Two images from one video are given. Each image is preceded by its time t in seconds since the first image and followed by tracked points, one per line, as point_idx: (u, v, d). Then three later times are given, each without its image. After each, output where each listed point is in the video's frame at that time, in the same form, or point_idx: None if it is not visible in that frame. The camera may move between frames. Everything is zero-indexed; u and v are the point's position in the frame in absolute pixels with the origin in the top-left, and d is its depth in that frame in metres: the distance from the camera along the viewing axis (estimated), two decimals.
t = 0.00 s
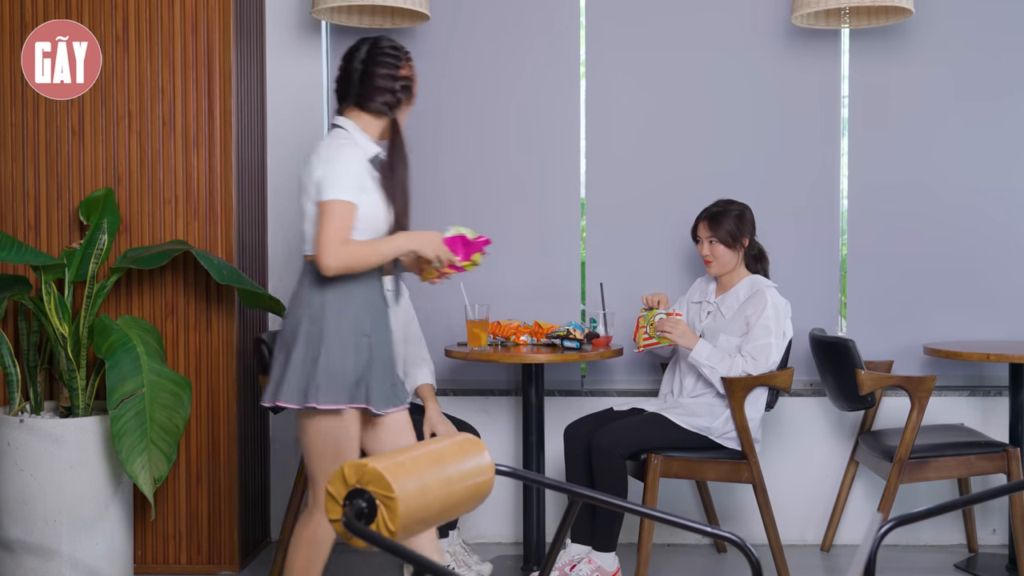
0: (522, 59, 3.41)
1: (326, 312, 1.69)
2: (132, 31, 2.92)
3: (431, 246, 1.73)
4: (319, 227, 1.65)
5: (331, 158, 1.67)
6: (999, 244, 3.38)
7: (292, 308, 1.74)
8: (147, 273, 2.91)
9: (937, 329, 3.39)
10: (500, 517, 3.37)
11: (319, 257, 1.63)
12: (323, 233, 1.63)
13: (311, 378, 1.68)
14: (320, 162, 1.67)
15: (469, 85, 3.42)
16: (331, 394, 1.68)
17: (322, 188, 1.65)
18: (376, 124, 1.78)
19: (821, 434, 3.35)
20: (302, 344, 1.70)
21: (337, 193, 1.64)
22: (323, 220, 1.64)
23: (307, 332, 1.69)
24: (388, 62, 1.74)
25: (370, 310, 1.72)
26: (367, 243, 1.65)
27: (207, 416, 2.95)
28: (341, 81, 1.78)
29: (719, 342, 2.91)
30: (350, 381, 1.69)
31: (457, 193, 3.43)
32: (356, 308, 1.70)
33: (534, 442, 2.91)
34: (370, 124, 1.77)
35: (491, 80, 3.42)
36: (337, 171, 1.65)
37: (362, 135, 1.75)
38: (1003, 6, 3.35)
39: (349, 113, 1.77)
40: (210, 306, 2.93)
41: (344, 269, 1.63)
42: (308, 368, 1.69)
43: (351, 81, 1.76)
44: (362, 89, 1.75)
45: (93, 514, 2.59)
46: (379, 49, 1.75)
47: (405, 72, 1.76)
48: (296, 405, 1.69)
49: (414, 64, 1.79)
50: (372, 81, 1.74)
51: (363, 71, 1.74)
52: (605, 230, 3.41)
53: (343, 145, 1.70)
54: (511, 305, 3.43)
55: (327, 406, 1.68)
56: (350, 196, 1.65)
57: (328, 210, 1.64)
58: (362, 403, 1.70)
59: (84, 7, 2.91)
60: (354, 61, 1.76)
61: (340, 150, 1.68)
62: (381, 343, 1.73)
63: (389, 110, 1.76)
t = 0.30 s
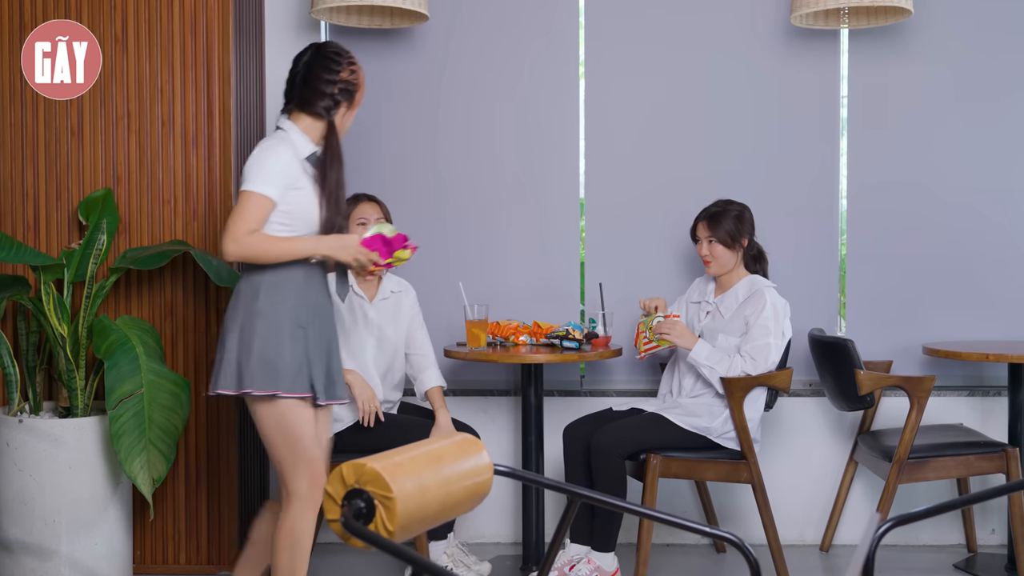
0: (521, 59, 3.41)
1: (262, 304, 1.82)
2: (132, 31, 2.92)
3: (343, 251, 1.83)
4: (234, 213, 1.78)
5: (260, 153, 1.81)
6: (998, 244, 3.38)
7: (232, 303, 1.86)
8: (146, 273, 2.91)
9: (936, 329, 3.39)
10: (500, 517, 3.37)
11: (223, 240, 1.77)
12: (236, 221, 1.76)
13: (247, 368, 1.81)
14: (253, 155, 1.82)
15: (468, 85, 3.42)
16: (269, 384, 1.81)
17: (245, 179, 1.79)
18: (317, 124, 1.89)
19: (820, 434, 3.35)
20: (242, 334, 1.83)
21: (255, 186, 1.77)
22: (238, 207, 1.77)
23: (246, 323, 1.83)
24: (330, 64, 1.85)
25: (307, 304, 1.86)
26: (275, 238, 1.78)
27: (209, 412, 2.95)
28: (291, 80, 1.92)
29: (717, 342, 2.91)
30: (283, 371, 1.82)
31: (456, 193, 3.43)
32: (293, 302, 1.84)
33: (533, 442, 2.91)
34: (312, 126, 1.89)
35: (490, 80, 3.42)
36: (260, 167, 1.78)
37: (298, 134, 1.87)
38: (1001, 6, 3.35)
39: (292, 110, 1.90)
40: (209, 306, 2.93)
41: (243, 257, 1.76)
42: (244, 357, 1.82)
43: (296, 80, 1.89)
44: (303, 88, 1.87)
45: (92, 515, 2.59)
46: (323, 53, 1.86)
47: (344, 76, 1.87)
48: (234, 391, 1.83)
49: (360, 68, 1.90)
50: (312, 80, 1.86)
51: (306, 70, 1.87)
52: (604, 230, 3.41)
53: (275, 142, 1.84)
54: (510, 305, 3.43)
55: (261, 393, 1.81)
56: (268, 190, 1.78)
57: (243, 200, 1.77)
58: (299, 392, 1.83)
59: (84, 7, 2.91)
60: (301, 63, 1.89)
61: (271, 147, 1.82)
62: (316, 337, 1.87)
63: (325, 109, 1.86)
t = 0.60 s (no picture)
0: (521, 58, 3.41)
1: (213, 301, 2.06)
2: (132, 31, 2.92)
3: (281, 262, 2.05)
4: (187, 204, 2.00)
5: (221, 151, 2.03)
6: (998, 244, 3.38)
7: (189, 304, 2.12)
8: (146, 273, 2.91)
9: (936, 329, 3.39)
10: (500, 517, 3.37)
11: (170, 228, 1.98)
12: (186, 212, 1.98)
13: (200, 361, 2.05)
14: (214, 152, 2.04)
15: (468, 85, 3.42)
16: (219, 375, 2.03)
17: (202, 174, 2.01)
18: (280, 122, 2.14)
19: (820, 434, 3.35)
20: (196, 330, 2.08)
21: (210, 182, 1.99)
22: (190, 199, 1.99)
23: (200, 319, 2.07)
24: (298, 65, 2.10)
25: (255, 300, 2.10)
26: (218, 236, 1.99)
27: (211, 410, 2.95)
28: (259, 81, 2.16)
29: (717, 342, 2.91)
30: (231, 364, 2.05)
31: (455, 193, 3.43)
32: (244, 300, 2.08)
33: (533, 442, 2.91)
34: (276, 127, 2.13)
35: (490, 80, 3.42)
36: (217, 164, 2.00)
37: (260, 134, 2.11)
38: (1001, 6, 3.35)
39: (258, 108, 2.14)
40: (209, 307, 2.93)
41: (187, 248, 1.98)
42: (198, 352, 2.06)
43: (265, 81, 2.13)
44: (271, 88, 2.11)
45: (92, 515, 2.59)
46: (291, 56, 2.11)
47: (308, 77, 2.10)
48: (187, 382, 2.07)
49: (323, 70, 2.13)
50: (280, 82, 2.10)
51: (275, 70, 2.11)
52: (604, 230, 3.41)
53: (236, 142, 2.06)
54: (510, 306, 3.43)
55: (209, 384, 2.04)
56: (221, 187, 2.00)
57: (198, 194, 1.99)
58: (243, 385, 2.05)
59: (83, 7, 2.92)
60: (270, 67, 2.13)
61: (231, 146, 2.05)
62: (265, 332, 2.11)
63: (288, 108, 2.10)
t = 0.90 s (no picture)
0: (521, 58, 3.41)
1: (204, 301, 2.11)
2: (132, 32, 2.92)
3: (269, 256, 2.10)
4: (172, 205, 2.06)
5: (202, 152, 2.09)
6: (998, 244, 3.38)
7: (178, 304, 2.15)
8: (146, 273, 2.91)
9: (936, 329, 3.39)
10: (501, 516, 3.37)
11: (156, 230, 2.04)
12: (172, 214, 2.03)
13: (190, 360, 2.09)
14: (196, 153, 2.10)
15: (468, 85, 3.42)
16: (216, 375, 2.09)
17: (185, 176, 2.07)
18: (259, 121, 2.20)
19: (820, 434, 3.35)
20: (186, 329, 2.12)
21: (193, 183, 2.05)
22: (175, 200, 2.05)
23: (191, 318, 2.12)
24: (276, 65, 2.15)
25: (245, 299, 2.15)
26: (203, 236, 2.04)
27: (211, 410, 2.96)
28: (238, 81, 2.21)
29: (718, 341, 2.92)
30: (223, 362, 2.10)
31: (456, 193, 3.43)
32: (234, 299, 2.14)
33: (534, 442, 2.91)
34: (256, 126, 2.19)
35: (490, 80, 3.42)
36: (200, 165, 2.06)
37: (240, 133, 2.17)
38: (1002, 5, 3.35)
39: (238, 108, 2.20)
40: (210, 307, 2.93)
41: (174, 248, 2.03)
42: (189, 351, 2.11)
43: (243, 80, 2.18)
44: (250, 88, 2.16)
45: (92, 515, 2.59)
46: (269, 55, 2.17)
47: (286, 75, 2.16)
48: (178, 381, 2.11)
49: (302, 68, 2.19)
50: (258, 81, 2.15)
51: (253, 70, 2.16)
52: (604, 230, 3.42)
53: (217, 142, 2.12)
54: (511, 305, 3.43)
55: (200, 382, 2.08)
56: (205, 187, 2.06)
57: (182, 195, 2.05)
58: (234, 383, 2.12)
59: (84, 7, 2.92)
60: (249, 67, 2.18)
61: (212, 147, 2.11)
62: (255, 330, 2.16)
63: (268, 107, 2.16)
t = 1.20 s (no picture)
0: (521, 58, 3.41)
1: (198, 301, 2.11)
2: (132, 31, 2.92)
3: (260, 251, 2.10)
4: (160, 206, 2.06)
5: (189, 153, 2.09)
6: (998, 244, 3.38)
7: (172, 305, 2.15)
8: (147, 274, 2.91)
9: (935, 329, 3.39)
10: (501, 516, 3.37)
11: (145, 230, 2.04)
12: (161, 214, 2.04)
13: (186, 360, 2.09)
14: (183, 154, 2.10)
15: (468, 85, 3.42)
16: (210, 373, 2.09)
17: (173, 176, 2.08)
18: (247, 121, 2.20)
19: (820, 434, 3.35)
20: (181, 330, 2.12)
21: (180, 183, 2.06)
22: (162, 201, 2.05)
23: (185, 319, 2.12)
24: (262, 65, 2.15)
25: (239, 297, 2.15)
26: (192, 235, 2.05)
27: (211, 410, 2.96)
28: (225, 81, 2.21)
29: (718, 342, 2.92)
30: (218, 361, 2.10)
31: (456, 193, 3.43)
32: (226, 297, 2.13)
33: (534, 442, 2.91)
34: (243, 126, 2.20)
35: (490, 80, 3.42)
36: (187, 165, 2.07)
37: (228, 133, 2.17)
38: (1001, 5, 3.35)
39: (226, 108, 2.20)
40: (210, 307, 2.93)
41: (163, 248, 2.04)
42: (184, 352, 2.10)
43: (230, 79, 2.18)
44: (236, 88, 2.16)
45: (93, 515, 2.59)
46: (255, 55, 2.16)
47: (273, 75, 2.16)
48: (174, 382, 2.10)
49: (288, 68, 2.19)
50: (245, 81, 2.15)
51: (240, 70, 2.16)
52: (604, 230, 3.42)
53: (204, 142, 2.12)
54: (511, 305, 3.43)
55: (196, 382, 2.08)
56: (193, 188, 2.06)
57: (170, 196, 2.05)
58: (230, 381, 2.12)
59: (84, 7, 2.92)
60: (236, 67, 2.18)
61: (199, 147, 2.11)
62: (249, 328, 2.16)
63: (254, 107, 2.16)
